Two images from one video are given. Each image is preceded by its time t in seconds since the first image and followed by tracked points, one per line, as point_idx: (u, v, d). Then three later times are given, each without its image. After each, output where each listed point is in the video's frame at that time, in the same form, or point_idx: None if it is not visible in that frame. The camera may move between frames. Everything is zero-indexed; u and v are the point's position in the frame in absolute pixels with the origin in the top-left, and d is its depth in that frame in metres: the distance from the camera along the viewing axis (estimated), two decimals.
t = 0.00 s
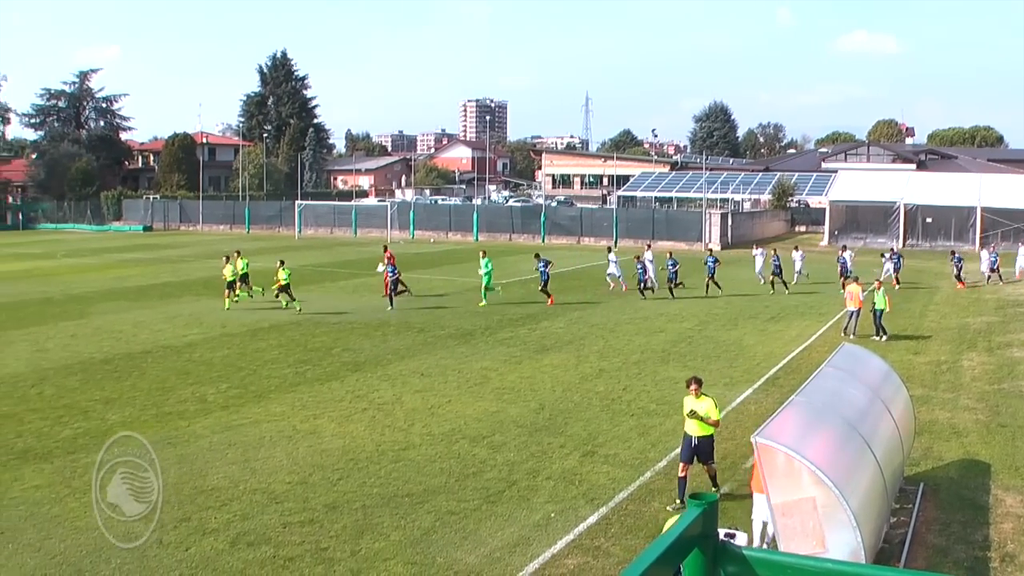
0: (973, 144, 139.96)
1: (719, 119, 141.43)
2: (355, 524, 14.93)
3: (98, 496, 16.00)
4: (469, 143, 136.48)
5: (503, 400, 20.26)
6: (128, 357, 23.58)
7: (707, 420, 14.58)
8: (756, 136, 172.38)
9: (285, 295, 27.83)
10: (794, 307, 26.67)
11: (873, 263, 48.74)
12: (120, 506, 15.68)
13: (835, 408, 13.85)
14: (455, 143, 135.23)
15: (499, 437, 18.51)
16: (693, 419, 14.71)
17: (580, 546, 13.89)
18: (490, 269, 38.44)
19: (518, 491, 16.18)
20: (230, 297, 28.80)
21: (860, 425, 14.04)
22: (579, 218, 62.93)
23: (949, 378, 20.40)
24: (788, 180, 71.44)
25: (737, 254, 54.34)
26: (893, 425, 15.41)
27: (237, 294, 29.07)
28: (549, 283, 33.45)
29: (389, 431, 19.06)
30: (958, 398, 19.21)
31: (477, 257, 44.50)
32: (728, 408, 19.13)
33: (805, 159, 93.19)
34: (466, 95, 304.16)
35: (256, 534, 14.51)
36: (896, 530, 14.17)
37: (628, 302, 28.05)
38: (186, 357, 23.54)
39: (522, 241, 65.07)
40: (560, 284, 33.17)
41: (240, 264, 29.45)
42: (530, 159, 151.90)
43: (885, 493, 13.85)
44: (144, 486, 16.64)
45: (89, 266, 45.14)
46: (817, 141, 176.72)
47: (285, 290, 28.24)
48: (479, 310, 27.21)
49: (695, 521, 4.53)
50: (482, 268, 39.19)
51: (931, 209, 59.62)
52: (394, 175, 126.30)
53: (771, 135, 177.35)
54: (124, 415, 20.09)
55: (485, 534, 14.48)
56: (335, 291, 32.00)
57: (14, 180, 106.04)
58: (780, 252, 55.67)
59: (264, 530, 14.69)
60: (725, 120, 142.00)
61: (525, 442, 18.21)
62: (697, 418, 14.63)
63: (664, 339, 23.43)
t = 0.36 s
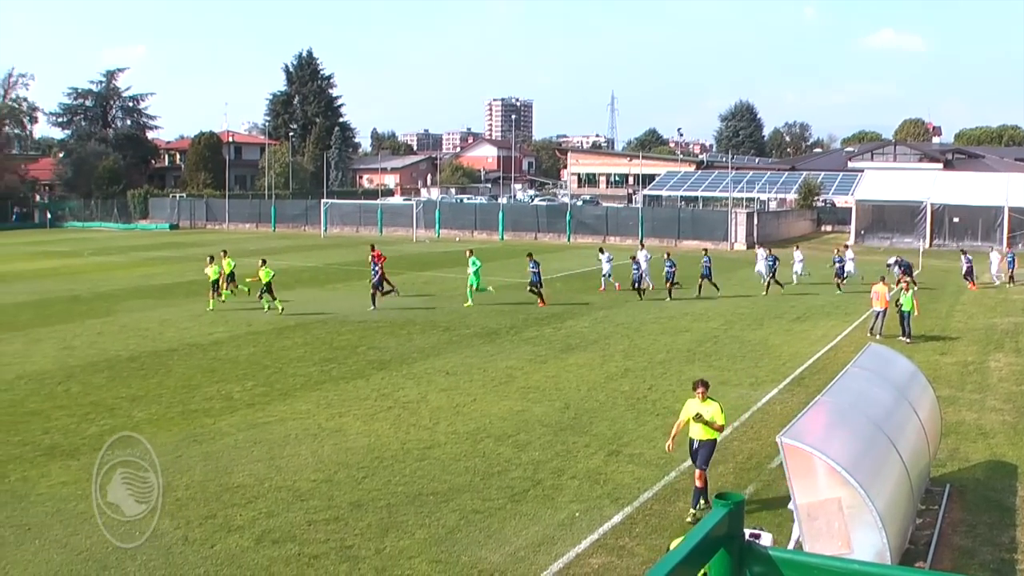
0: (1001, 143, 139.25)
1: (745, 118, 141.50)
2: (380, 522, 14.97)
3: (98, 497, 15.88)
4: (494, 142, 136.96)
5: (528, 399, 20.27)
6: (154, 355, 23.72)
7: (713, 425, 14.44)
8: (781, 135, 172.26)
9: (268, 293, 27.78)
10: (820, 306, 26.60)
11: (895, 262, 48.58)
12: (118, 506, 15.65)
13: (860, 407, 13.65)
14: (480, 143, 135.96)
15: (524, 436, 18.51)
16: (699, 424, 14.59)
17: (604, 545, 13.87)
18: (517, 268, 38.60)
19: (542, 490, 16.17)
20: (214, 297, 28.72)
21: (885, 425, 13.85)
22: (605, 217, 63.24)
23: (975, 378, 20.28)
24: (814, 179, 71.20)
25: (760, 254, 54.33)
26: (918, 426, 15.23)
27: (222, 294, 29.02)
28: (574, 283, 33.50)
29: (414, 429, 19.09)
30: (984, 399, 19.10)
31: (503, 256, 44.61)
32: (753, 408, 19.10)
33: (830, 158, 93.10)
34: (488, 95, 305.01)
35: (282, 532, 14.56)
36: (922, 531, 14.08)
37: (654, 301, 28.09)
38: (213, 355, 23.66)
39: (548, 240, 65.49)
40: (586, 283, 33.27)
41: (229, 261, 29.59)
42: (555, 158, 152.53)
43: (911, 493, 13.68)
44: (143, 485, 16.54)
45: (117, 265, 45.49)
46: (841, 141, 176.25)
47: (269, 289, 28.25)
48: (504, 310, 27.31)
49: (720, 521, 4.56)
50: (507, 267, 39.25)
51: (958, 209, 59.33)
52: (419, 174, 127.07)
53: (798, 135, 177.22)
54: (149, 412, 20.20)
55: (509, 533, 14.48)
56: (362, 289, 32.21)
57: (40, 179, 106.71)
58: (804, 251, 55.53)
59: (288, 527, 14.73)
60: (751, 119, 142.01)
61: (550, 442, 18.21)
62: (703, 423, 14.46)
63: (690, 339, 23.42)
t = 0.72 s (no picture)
0: None
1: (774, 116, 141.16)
2: (408, 520, 14.99)
3: (98, 498, 15.79)
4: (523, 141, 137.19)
5: (557, 397, 20.28)
6: (183, 352, 23.86)
7: (722, 432, 14.33)
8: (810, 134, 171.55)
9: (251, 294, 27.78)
10: (849, 306, 26.51)
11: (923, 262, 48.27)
12: (119, 506, 15.60)
13: (891, 408, 13.42)
14: (509, 142, 136.41)
15: (552, 435, 18.51)
16: (707, 431, 14.47)
17: (632, 544, 13.85)
18: (547, 268, 38.69)
19: (571, 489, 16.17)
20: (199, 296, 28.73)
21: (916, 427, 13.61)
22: (634, 216, 63.32)
23: (1007, 379, 20.13)
24: (843, 177, 70.81)
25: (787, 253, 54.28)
26: (948, 427, 15.01)
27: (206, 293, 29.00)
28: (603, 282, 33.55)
29: (442, 428, 19.12)
30: (1015, 400, 18.95)
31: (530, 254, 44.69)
32: (782, 408, 19.04)
33: (860, 156, 92.86)
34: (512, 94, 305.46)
35: (310, 529, 14.60)
36: (951, 533, 13.96)
37: (683, 301, 28.08)
38: (242, 353, 23.77)
39: (577, 239, 65.71)
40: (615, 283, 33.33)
41: (215, 261, 29.64)
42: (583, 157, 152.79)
43: (939, 497, 13.47)
44: (145, 485, 16.46)
45: (146, 263, 45.79)
46: (872, 139, 175.27)
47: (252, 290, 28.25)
48: (534, 308, 27.38)
49: (749, 522, 4.53)
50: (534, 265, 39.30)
51: (990, 208, 59.07)
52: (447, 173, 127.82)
53: (827, 134, 176.43)
54: (178, 409, 20.31)
55: (537, 532, 14.47)
56: (393, 288, 32.39)
57: (70, 178, 107.17)
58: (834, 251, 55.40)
59: (317, 525, 14.78)
60: (780, 118, 141.54)
61: (578, 440, 18.21)
62: (711, 429, 14.38)
63: (719, 338, 23.38)
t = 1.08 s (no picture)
0: None
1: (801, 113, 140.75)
2: (433, 516, 15.01)
3: (98, 497, 15.63)
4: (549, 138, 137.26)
5: (583, 394, 20.28)
6: (211, 347, 24.00)
7: (728, 440, 13.35)
8: (837, 131, 170.92)
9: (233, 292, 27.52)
10: (876, 304, 26.38)
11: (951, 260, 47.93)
12: (118, 506, 15.36)
13: (920, 407, 13.14)
14: (536, 138, 136.52)
15: (578, 432, 18.50)
16: (711, 440, 13.46)
17: (657, 542, 13.82)
18: (575, 264, 38.76)
19: (598, 485, 16.17)
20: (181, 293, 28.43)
21: (945, 427, 13.35)
22: (661, 212, 63.43)
23: None
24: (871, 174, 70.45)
25: (812, 251, 54.19)
26: (976, 428, 14.75)
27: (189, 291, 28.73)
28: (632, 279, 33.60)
29: (468, 424, 19.14)
30: None
31: (557, 251, 44.78)
32: (808, 406, 18.96)
33: (888, 152, 92.50)
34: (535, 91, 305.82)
35: (335, 525, 14.63)
36: (977, 533, 13.88)
37: (710, 298, 28.07)
38: (269, 348, 23.90)
39: (603, 235, 65.91)
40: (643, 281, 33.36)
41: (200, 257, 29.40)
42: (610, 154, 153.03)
43: (965, 498, 13.25)
44: (145, 484, 16.22)
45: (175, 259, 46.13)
46: (900, 136, 174.40)
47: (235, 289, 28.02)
48: (561, 306, 27.41)
49: (777, 519, 4.56)
50: (560, 263, 39.34)
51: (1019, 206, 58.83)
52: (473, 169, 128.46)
53: (855, 131, 175.66)
54: (205, 405, 20.40)
55: (562, 528, 14.45)
56: (422, 284, 32.54)
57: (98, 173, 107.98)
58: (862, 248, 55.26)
59: (342, 520, 14.82)
60: (807, 115, 141.11)
61: (604, 437, 18.20)
62: (716, 438, 13.37)
63: (745, 336, 23.33)
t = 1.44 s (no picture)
0: None
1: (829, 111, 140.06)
2: (459, 513, 15.04)
3: (96, 499, 15.41)
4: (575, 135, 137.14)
5: (609, 392, 20.25)
6: (238, 344, 24.10)
7: (730, 445, 13.00)
8: (864, 129, 170.04)
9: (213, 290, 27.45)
10: (904, 303, 26.21)
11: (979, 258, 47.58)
12: (116, 507, 15.18)
13: (948, 407, 12.91)
14: (563, 136, 136.70)
15: (605, 430, 18.48)
16: (713, 444, 13.13)
17: (683, 540, 13.79)
18: (603, 263, 38.77)
19: (623, 483, 16.15)
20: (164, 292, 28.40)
21: (972, 428, 13.11)
22: (688, 210, 63.39)
23: None
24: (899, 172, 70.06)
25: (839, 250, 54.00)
26: (1003, 429, 14.51)
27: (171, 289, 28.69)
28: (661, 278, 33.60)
29: (495, 422, 19.15)
30: None
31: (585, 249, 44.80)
32: (836, 405, 18.87)
33: (917, 149, 92.04)
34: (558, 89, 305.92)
35: (361, 521, 14.69)
36: (1005, 533, 13.79)
37: (736, 296, 28.00)
38: (296, 345, 23.99)
39: (630, 234, 65.94)
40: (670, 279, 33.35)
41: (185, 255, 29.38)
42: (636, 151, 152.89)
43: (991, 501, 13.05)
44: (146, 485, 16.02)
45: (205, 258, 46.45)
46: (928, 134, 173.26)
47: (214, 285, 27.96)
48: (588, 304, 27.40)
49: (804, 519, 4.66)
50: (587, 261, 39.38)
51: None
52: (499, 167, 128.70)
53: (883, 128, 174.60)
54: (232, 401, 20.50)
55: (588, 526, 14.43)
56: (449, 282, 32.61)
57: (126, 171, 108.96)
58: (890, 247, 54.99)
59: (369, 516, 14.88)
60: (835, 113, 140.42)
61: (630, 436, 18.17)
62: (717, 442, 13.04)
63: (773, 335, 23.24)
